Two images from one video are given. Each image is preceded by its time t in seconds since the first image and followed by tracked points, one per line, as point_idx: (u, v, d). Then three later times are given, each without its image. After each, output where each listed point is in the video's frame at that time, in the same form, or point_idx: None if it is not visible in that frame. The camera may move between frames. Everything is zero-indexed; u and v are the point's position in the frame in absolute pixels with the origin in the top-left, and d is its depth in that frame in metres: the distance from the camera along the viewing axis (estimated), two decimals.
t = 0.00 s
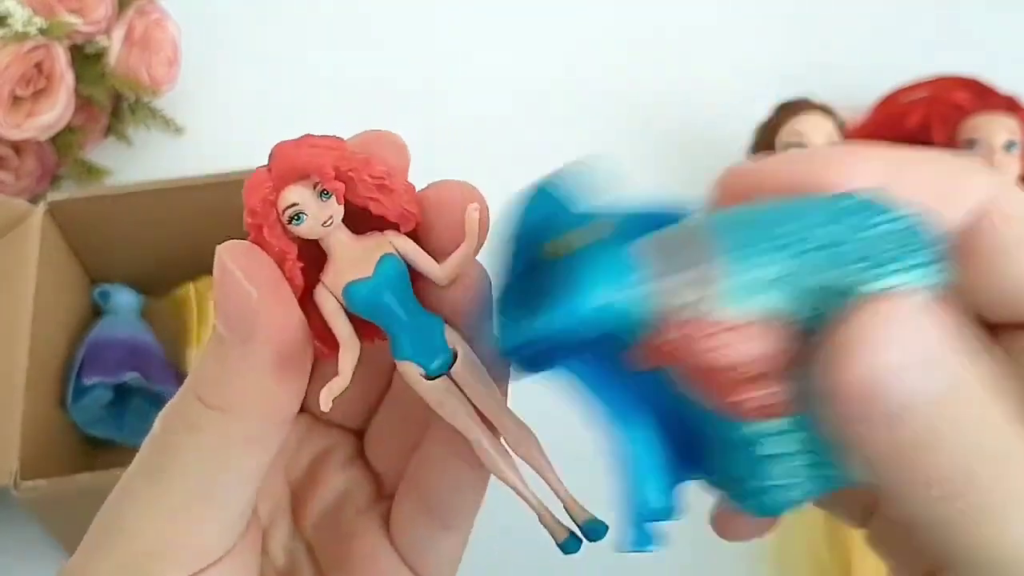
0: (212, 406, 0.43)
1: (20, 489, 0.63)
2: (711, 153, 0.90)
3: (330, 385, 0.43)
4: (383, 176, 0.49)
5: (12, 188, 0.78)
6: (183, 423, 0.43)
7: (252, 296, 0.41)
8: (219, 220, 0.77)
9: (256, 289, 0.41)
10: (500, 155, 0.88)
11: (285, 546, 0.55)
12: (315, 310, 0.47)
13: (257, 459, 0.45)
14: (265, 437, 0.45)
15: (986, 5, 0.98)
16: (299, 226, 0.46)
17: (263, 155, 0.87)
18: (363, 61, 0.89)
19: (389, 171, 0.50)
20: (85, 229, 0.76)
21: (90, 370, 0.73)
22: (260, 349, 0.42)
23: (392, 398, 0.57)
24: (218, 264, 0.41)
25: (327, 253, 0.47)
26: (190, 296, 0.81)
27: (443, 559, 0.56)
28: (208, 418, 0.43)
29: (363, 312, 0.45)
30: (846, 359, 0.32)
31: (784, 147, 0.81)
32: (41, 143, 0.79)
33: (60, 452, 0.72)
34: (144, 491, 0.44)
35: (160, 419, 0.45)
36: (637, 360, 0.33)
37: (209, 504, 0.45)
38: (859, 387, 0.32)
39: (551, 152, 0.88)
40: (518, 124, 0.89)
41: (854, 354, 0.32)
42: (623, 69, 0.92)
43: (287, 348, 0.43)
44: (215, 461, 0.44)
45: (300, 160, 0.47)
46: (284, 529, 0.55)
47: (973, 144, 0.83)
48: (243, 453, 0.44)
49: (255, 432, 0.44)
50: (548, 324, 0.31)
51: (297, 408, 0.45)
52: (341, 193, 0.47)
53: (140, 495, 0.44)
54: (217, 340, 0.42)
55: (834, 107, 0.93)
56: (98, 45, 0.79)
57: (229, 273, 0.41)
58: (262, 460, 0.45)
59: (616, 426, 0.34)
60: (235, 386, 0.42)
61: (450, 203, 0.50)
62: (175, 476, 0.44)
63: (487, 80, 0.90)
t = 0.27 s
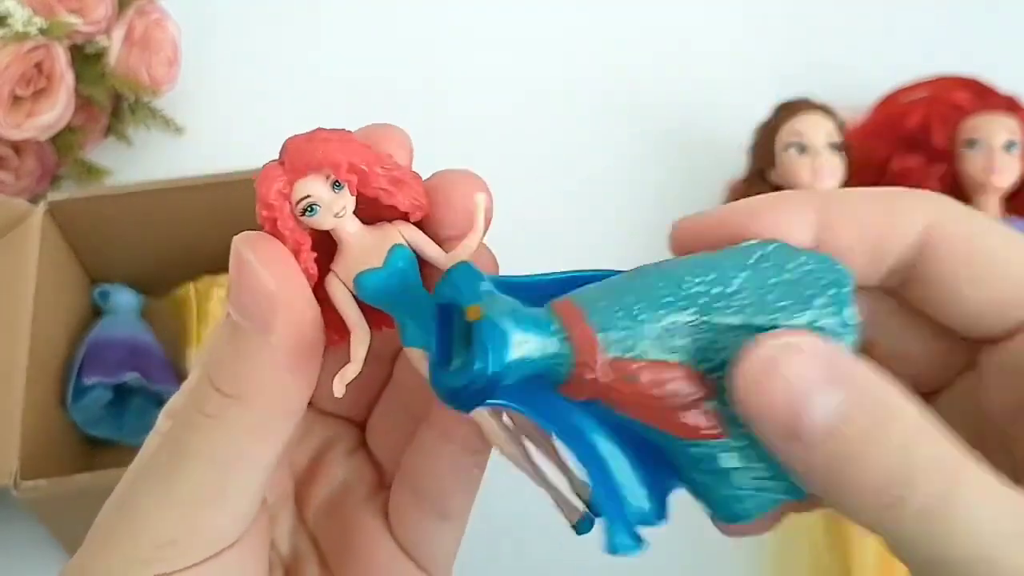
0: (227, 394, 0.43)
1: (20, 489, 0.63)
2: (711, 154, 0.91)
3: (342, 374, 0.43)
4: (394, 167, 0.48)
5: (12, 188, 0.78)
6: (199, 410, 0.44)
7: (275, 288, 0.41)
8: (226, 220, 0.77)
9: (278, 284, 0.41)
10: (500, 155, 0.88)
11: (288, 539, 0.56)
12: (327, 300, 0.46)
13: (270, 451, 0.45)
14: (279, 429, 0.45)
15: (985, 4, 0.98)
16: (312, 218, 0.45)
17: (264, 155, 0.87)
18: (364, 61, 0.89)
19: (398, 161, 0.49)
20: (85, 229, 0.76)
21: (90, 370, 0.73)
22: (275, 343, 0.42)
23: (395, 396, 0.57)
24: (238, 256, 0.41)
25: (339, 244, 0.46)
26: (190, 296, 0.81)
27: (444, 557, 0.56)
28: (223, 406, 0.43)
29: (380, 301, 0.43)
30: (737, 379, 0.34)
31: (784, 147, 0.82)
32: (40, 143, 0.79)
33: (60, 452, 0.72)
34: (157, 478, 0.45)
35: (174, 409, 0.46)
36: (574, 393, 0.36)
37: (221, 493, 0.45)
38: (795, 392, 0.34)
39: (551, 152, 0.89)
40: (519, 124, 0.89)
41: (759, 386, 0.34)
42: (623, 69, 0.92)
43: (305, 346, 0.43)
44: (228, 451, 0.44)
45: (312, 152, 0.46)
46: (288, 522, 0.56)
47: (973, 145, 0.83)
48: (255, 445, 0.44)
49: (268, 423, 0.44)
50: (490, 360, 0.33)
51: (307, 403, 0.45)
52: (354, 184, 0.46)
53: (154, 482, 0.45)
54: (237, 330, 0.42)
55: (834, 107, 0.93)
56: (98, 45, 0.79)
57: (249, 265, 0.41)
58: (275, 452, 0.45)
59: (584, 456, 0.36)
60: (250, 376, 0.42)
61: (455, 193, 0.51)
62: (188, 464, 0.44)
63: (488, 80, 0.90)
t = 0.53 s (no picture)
0: (225, 398, 0.43)
1: (21, 489, 0.63)
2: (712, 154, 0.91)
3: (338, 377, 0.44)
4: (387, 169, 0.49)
5: (12, 188, 0.78)
6: (198, 415, 0.44)
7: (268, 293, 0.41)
8: (225, 220, 0.77)
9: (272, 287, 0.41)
10: (500, 155, 0.88)
11: (287, 542, 0.57)
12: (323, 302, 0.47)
13: (271, 452, 0.45)
14: (279, 430, 0.45)
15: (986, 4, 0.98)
16: (307, 222, 0.46)
17: (264, 155, 0.87)
18: (364, 61, 0.89)
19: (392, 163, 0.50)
20: (85, 229, 0.76)
21: (90, 370, 0.73)
22: (271, 348, 0.42)
23: (395, 397, 0.57)
24: (233, 261, 0.41)
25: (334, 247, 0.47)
26: (190, 296, 0.81)
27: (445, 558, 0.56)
28: (223, 411, 0.43)
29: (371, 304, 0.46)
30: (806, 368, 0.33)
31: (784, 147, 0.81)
32: (40, 143, 0.79)
33: (60, 452, 0.72)
34: (160, 481, 0.45)
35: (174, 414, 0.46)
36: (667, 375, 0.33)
37: (223, 495, 0.45)
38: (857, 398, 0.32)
39: (551, 152, 0.88)
40: (519, 124, 0.89)
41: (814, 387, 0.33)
42: (624, 69, 0.92)
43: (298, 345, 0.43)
44: (229, 454, 0.44)
45: (306, 156, 0.46)
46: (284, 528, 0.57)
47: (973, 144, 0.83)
48: (257, 446, 0.44)
49: (268, 425, 0.44)
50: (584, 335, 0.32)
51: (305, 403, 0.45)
52: (348, 187, 0.47)
53: (156, 485, 0.45)
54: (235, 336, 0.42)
55: (834, 107, 0.93)
56: (98, 45, 0.79)
57: (246, 270, 0.40)
58: (276, 453, 0.45)
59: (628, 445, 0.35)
60: (249, 380, 0.42)
61: (450, 196, 0.50)
62: (189, 467, 0.44)
63: (488, 79, 0.90)
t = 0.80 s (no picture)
0: (224, 407, 0.43)
1: (20, 489, 0.63)
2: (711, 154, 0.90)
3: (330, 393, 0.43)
4: (385, 175, 0.48)
5: (11, 188, 0.78)
6: (196, 423, 0.43)
7: (264, 299, 0.40)
8: (224, 221, 0.77)
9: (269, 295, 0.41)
10: (500, 155, 0.88)
11: (290, 549, 0.55)
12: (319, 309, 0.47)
13: (270, 456, 0.45)
14: (277, 434, 0.45)
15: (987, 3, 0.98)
16: (303, 228, 0.46)
17: (264, 155, 0.87)
18: (364, 61, 0.89)
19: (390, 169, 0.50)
20: (85, 229, 0.76)
21: (90, 370, 0.73)
22: (269, 356, 0.41)
23: (393, 399, 0.57)
24: (228, 266, 0.41)
25: (331, 253, 0.47)
26: (190, 296, 0.80)
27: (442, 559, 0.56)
28: (222, 420, 0.43)
29: (369, 312, 0.45)
30: (695, 409, 0.35)
31: (784, 147, 0.81)
32: (40, 143, 0.79)
33: (60, 452, 0.72)
34: (159, 488, 0.45)
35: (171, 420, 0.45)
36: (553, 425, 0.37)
37: (222, 500, 0.45)
38: (755, 425, 0.34)
39: (551, 152, 0.88)
40: (519, 124, 0.89)
41: (710, 420, 0.34)
42: (623, 69, 0.92)
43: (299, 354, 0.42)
44: (228, 460, 0.44)
45: (302, 161, 0.46)
46: (289, 530, 0.56)
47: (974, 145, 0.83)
48: (256, 451, 0.44)
49: (267, 430, 0.44)
50: (472, 402, 0.35)
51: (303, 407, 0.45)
52: (344, 194, 0.47)
53: (155, 493, 0.45)
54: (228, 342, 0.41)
55: (834, 107, 0.93)
56: (98, 45, 0.79)
57: (239, 275, 0.41)
58: (275, 456, 0.45)
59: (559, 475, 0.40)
60: (248, 388, 0.42)
61: (449, 204, 0.50)
62: (189, 474, 0.44)
63: (487, 79, 0.90)
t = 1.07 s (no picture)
0: (216, 401, 0.43)
1: (20, 489, 0.63)
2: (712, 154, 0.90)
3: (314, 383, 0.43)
4: (374, 168, 0.49)
5: (12, 188, 0.78)
6: (190, 418, 0.43)
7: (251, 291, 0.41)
8: (224, 220, 0.77)
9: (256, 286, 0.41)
10: (500, 155, 0.88)
11: (286, 542, 0.57)
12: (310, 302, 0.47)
13: (264, 450, 0.45)
14: (272, 428, 0.45)
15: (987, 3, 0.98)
16: (292, 222, 0.46)
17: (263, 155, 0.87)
18: (364, 61, 0.89)
19: (380, 163, 0.50)
20: (84, 229, 0.76)
21: (90, 370, 0.73)
22: (259, 349, 0.42)
23: (390, 398, 0.57)
24: (218, 262, 0.41)
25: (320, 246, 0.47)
26: (190, 297, 0.81)
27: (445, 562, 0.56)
28: (215, 414, 0.43)
29: (358, 305, 0.46)
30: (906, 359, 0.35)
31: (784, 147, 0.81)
32: (40, 143, 0.79)
33: (60, 452, 0.72)
34: (153, 484, 0.45)
35: (165, 416, 0.45)
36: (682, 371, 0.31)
37: (217, 496, 0.45)
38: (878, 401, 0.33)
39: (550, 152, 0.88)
40: (518, 125, 0.89)
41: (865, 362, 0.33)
42: (623, 69, 0.92)
43: (289, 348, 0.43)
44: (222, 454, 0.44)
45: (291, 156, 0.46)
46: (283, 528, 0.57)
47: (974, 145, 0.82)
48: (250, 446, 0.44)
49: (260, 424, 0.44)
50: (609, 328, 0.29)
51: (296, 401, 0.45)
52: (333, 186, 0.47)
53: (149, 488, 0.45)
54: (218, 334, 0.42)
55: (834, 107, 0.93)
56: (98, 45, 0.79)
57: (230, 270, 0.41)
58: (269, 450, 0.45)
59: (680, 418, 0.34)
60: (240, 382, 0.42)
61: (438, 198, 0.50)
62: (183, 469, 0.44)
63: (487, 79, 0.90)
